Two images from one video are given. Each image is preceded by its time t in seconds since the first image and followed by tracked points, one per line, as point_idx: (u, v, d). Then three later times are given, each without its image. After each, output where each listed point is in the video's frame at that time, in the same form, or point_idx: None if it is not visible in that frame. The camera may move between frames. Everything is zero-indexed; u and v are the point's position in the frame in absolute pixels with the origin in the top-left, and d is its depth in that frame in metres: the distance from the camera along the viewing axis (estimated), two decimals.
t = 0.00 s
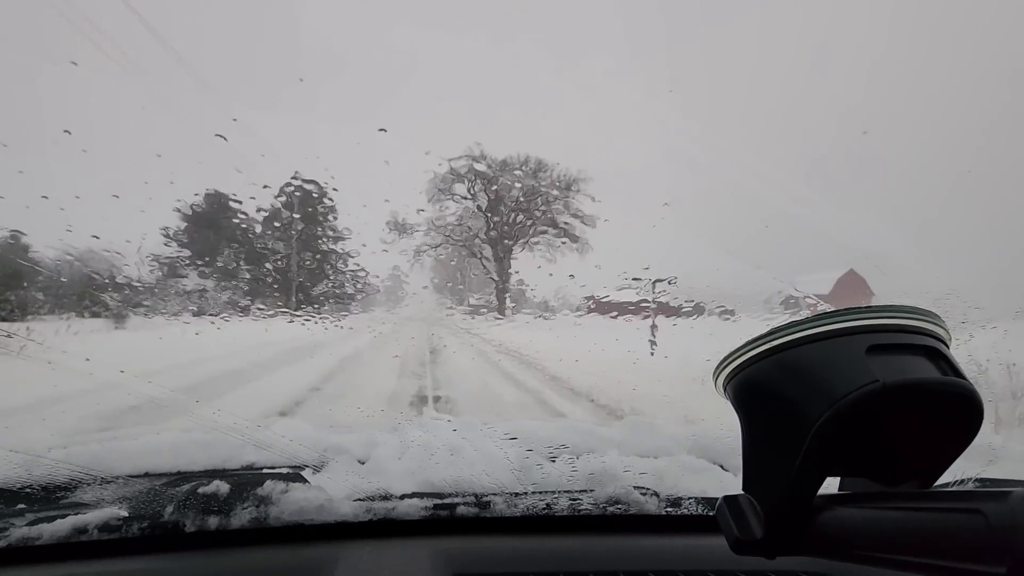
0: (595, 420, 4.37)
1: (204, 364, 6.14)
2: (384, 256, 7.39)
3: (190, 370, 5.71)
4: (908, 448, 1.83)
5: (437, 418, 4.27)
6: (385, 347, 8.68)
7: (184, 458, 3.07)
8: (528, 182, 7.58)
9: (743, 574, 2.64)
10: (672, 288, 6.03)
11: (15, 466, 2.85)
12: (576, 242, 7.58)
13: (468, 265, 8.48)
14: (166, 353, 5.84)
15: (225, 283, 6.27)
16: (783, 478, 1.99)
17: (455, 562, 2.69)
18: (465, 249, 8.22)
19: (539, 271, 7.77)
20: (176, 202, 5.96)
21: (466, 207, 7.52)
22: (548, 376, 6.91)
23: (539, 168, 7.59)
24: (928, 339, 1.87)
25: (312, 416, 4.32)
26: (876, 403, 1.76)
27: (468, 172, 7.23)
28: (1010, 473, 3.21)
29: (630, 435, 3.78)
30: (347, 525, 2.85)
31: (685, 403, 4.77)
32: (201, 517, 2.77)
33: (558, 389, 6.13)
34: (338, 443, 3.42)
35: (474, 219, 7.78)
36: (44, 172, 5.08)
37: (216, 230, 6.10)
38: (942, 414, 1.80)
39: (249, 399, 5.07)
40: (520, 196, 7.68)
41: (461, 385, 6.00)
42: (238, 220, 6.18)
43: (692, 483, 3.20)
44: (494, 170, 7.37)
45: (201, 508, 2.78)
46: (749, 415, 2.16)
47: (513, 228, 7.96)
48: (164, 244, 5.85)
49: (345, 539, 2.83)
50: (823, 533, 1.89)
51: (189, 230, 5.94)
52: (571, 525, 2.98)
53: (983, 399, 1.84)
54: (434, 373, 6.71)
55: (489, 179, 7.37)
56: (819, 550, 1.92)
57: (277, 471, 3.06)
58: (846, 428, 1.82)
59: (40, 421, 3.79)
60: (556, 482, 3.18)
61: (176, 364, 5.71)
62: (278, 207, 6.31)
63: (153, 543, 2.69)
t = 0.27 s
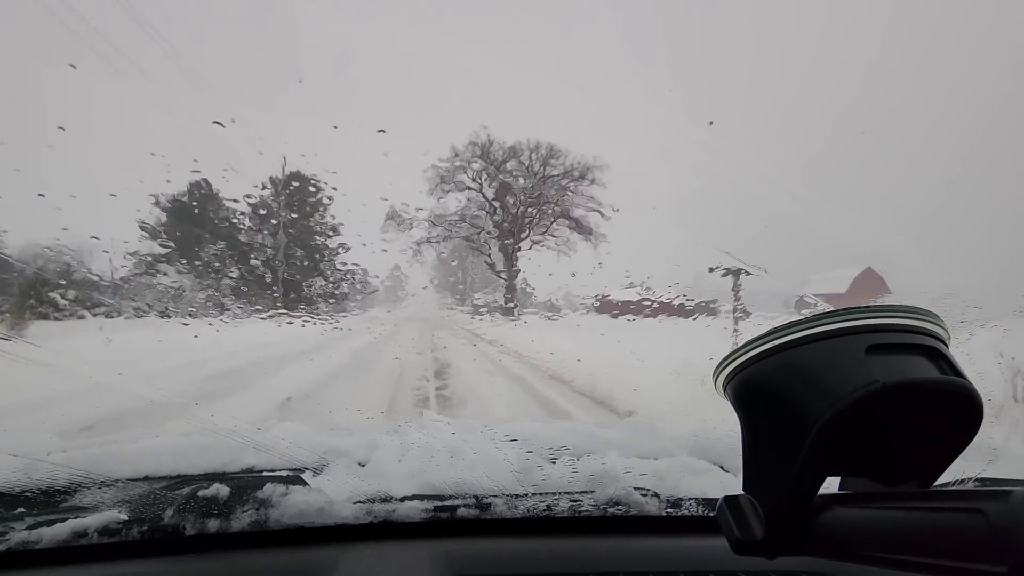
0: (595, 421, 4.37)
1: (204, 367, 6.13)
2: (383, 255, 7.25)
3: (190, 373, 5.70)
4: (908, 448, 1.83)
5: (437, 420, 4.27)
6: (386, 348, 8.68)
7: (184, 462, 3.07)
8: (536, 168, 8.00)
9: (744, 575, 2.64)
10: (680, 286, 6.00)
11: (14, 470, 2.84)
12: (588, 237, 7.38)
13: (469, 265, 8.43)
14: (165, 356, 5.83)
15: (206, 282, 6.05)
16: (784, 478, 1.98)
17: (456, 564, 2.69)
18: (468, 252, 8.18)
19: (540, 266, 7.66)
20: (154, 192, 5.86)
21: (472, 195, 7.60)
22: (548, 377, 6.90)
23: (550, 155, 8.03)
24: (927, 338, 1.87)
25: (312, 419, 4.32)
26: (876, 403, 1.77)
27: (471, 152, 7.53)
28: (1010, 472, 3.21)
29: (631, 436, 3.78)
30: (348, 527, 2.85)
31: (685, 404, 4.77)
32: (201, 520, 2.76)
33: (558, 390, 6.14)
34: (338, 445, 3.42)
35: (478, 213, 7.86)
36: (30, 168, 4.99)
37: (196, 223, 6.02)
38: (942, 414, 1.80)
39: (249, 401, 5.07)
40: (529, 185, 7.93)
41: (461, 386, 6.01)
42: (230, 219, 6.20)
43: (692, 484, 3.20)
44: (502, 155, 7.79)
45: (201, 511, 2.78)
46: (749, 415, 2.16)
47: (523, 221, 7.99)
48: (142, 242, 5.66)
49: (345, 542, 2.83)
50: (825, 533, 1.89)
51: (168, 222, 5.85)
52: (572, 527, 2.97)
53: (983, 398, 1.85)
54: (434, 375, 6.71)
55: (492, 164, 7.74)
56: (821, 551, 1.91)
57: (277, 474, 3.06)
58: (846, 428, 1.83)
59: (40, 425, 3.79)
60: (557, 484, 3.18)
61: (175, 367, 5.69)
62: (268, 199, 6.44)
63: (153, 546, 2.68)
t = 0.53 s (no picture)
0: (595, 421, 4.37)
1: (203, 366, 6.12)
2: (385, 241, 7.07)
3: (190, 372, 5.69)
4: (907, 447, 1.83)
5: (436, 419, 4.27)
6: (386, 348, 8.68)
7: (183, 460, 3.07)
8: (548, 151, 7.84)
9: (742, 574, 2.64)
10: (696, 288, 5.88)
11: (13, 468, 2.85)
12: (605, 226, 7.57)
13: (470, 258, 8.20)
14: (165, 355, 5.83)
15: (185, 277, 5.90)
16: (783, 477, 1.98)
17: (455, 563, 2.68)
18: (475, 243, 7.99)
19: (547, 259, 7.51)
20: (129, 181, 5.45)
21: (477, 183, 7.44)
22: (549, 377, 6.89)
23: (565, 138, 7.93)
24: (927, 338, 1.87)
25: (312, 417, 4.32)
26: (876, 403, 1.76)
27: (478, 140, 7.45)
28: (1010, 473, 3.21)
29: (631, 436, 3.78)
30: (347, 526, 2.84)
31: (685, 403, 4.77)
32: (200, 518, 2.75)
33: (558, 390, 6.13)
34: (337, 444, 3.42)
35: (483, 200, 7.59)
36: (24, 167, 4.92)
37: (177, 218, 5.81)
38: (941, 413, 1.80)
39: (249, 400, 5.07)
40: (542, 171, 7.85)
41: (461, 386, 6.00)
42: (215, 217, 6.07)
43: (692, 484, 3.20)
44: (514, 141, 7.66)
45: (200, 509, 2.78)
46: (748, 414, 2.16)
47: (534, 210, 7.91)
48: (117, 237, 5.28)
49: (344, 540, 2.82)
50: (824, 532, 1.89)
51: (144, 215, 5.55)
52: (571, 526, 2.97)
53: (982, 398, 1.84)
54: (434, 374, 6.70)
55: (500, 147, 7.54)
56: (820, 550, 1.91)
57: (276, 472, 3.06)
58: (846, 428, 1.82)
59: (39, 423, 3.79)
60: (556, 483, 3.18)
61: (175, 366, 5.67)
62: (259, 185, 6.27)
63: (151, 544, 2.67)
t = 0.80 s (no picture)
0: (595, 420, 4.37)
1: (203, 364, 6.12)
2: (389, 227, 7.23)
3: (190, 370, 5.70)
4: (907, 448, 1.83)
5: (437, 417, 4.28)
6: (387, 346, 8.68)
7: (183, 457, 3.08)
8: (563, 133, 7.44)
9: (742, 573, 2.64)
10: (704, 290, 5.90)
11: (14, 465, 2.86)
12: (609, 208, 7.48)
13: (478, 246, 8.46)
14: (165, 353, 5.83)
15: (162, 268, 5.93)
16: (783, 477, 1.98)
17: (454, 561, 2.69)
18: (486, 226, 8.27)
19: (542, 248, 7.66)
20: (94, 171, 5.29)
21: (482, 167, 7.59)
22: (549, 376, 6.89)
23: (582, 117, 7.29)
24: (928, 339, 1.87)
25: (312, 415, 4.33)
26: (876, 403, 1.76)
27: (486, 121, 7.22)
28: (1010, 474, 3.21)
29: (631, 435, 3.78)
30: (347, 523, 2.85)
31: (685, 403, 4.77)
32: (201, 515, 2.76)
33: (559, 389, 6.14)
34: (338, 442, 3.43)
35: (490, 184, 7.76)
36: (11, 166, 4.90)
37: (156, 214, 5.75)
38: (942, 414, 1.80)
39: (248, 398, 5.07)
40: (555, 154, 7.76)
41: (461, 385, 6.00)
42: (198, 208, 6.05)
43: (692, 483, 3.20)
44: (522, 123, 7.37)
45: (201, 506, 2.78)
46: (748, 414, 2.16)
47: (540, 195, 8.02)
48: (84, 229, 5.27)
49: (344, 538, 2.82)
50: (824, 532, 1.89)
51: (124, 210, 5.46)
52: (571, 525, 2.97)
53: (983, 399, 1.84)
54: (434, 372, 6.71)
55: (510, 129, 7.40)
56: (820, 550, 1.91)
57: (277, 470, 3.07)
58: (846, 428, 1.83)
59: (41, 421, 3.81)
60: (556, 482, 3.19)
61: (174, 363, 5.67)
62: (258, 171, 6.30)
63: (152, 542, 2.67)
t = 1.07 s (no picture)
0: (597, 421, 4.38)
1: (203, 365, 6.12)
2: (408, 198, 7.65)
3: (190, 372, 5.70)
4: (909, 449, 1.82)
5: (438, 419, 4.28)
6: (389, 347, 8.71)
7: (183, 461, 3.08)
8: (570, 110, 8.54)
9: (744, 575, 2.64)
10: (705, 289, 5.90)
11: (15, 469, 2.85)
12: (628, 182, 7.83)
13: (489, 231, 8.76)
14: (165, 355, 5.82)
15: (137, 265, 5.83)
16: (785, 479, 1.98)
17: (455, 564, 2.68)
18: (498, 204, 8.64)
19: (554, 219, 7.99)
20: (55, 152, 5.11)
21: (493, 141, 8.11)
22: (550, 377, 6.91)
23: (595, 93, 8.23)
24: (928, 339, 1.87)
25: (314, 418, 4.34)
26: (877, 404, 1.76)
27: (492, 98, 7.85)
28: (1011, 474, 3.21)
29: (632, 436, 3.79)
30: (347, 527, 2.84)
31: (686, 403, 4.78)
32: (201, 519, 2.75)
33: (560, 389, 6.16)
34: (339, 445, 3.43)
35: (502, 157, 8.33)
36: None
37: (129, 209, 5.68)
38: (943, 415, 1.79)
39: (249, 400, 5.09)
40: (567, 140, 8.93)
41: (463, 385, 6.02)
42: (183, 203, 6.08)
43: (693, 484, 3.20)
44: (535, 100, 8.25)
45: (201, 510, 2.77)
46: (749, 416, 2.15)
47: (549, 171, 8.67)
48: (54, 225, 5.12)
49: (344, 542, 2.82)
50: (825, 534, 1.88)
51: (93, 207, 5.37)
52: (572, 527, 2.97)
53: (984, 400, 1.84)
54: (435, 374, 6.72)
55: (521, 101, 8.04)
56: (822, 552, 1.90)
57: (277, 473, 3.07)
58: (847, 429, 1.82)
59: (41, 424, 3.81)
60: (557, 484, 3.19)
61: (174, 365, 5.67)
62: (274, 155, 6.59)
63: (151, 546, 2.65)
